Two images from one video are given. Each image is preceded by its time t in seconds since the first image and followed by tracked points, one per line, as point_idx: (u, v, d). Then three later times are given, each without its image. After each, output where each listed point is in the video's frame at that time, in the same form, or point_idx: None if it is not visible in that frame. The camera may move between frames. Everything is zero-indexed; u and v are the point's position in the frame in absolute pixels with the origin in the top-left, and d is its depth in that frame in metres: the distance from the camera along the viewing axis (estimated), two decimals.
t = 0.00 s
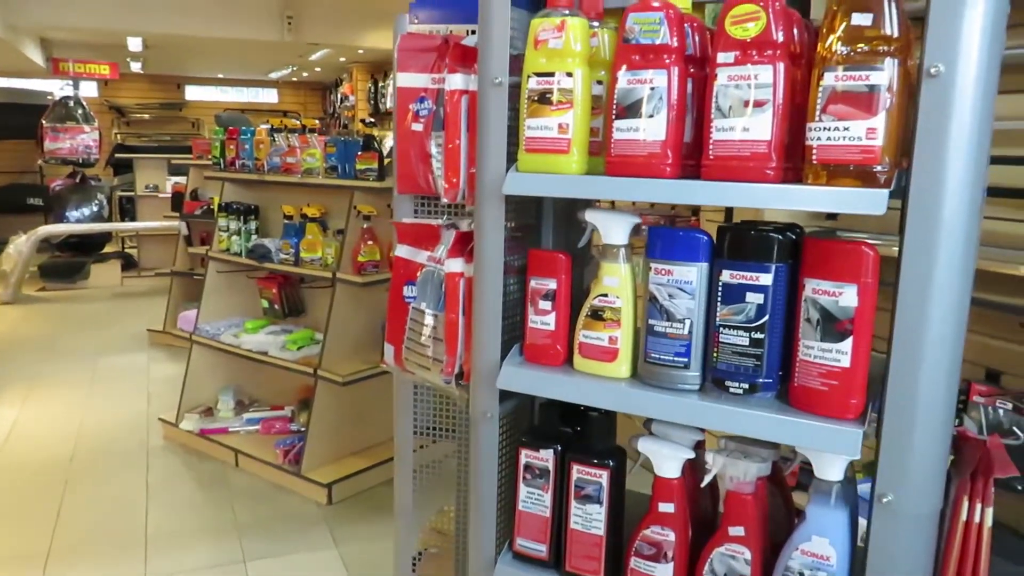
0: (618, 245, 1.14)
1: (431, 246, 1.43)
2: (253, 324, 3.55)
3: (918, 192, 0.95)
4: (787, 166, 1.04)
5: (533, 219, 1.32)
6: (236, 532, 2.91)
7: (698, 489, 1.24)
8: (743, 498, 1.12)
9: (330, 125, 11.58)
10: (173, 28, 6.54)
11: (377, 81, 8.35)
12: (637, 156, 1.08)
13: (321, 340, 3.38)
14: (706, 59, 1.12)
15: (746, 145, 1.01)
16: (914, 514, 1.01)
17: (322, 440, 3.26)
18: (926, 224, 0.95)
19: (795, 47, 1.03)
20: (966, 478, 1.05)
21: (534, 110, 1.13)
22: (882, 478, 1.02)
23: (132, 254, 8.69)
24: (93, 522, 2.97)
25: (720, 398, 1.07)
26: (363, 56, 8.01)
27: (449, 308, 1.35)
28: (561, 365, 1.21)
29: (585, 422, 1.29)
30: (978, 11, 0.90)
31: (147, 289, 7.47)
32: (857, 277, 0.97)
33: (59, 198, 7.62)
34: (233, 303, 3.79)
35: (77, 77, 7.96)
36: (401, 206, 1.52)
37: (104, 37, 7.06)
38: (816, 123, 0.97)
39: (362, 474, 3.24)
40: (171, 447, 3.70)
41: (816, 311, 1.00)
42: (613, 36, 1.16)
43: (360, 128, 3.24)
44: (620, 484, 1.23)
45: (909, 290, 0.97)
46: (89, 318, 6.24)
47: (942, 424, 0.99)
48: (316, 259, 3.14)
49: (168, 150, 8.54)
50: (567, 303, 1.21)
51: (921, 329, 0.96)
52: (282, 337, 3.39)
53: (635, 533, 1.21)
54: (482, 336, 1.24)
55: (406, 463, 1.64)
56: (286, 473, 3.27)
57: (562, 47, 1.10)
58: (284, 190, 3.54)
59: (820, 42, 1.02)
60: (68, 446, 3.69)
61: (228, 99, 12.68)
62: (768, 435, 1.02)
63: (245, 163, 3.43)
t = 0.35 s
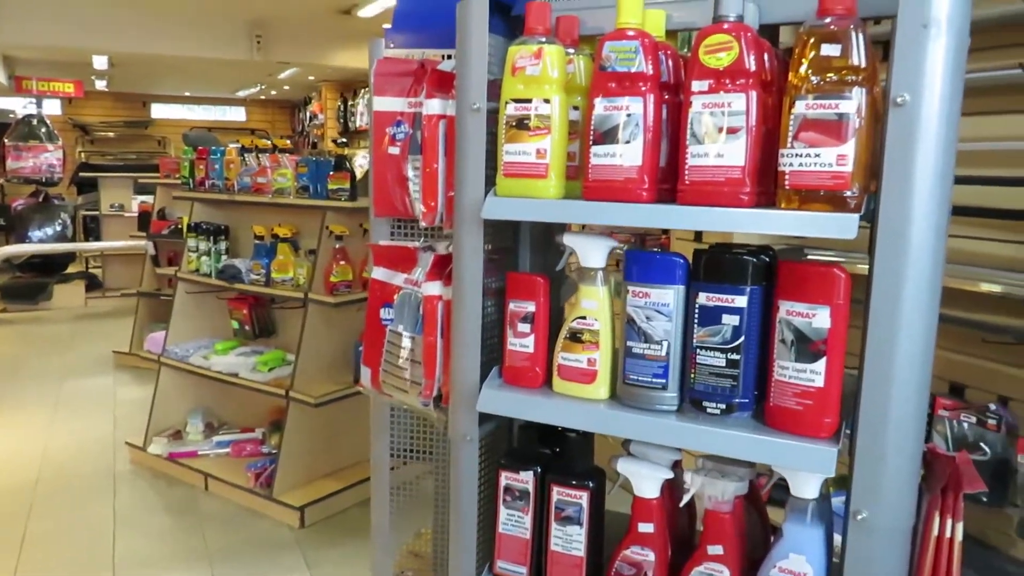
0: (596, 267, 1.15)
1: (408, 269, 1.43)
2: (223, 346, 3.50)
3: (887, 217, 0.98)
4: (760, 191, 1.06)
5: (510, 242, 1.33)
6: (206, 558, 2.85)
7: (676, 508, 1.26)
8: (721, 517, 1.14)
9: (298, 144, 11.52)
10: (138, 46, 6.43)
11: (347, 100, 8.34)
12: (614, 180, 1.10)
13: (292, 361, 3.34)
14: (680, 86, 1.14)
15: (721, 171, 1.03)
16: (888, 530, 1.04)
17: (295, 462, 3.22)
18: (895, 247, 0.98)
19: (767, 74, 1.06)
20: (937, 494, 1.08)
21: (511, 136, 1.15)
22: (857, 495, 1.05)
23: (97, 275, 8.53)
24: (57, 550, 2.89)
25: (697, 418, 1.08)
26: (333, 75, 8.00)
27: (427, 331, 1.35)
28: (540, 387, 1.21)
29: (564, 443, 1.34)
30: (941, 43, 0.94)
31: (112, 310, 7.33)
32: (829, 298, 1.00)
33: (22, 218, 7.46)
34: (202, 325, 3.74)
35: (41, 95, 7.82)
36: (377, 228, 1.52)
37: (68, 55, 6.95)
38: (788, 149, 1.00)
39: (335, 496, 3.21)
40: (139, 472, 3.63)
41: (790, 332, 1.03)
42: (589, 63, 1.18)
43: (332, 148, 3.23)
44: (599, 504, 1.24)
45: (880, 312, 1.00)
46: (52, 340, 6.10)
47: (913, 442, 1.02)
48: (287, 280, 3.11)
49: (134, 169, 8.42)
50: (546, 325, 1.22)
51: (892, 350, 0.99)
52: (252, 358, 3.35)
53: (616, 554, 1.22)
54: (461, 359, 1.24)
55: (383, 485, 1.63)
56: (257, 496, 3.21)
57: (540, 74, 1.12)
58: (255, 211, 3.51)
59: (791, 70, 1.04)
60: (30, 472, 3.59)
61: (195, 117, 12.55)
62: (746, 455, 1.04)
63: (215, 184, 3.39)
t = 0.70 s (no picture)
0: (560, 298, 1.17)
1: (372, 299, 1.44)
2: (183, 376, 3.43)
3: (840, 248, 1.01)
4: (719, 222, 1.09)
5: (475, 272, 1.33)
6: None
7: (642, 536, 1.26)
8: (686, 544, 1.15)
9: (259, 170, 11.43)
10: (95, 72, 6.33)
11: (309, 126, 8.31)
12: (577, 213, 1.11)
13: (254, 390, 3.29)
14: (640, 120, 1.17)
15: (681, 204, 1.05)
16: (848, 554, 1.05)
17: (256, 494, 3.16)
18: (849, 277, 1.01)
19: (724, 109, 1.09)
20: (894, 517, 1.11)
21: (475, 169, 1.16)
22: (817, 520, 1.06)
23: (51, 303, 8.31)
24: None
25: (661, 447, 1.10)
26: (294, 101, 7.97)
27: (392, 362, 1.34)
28: (506, 418, 1.21)
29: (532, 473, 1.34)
30: (888, 81, 0.97)
31: (67, 340, 7.14)
32: (787, 327, 1.02)
33: None
34: (162, 354, 3.67)
35: None
36: (341, 258, 1.52)
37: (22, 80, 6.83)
38: (745, 183, 1.03)
39: (298, 527, 3.15)
40: (94, 506, 3.52)
41: (750, 360, 1.05)
42: (550, 97, 1.21)
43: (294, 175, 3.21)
44: (565, 534, 1.24)
45: (836, 340, 1.02)
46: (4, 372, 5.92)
47: (870, 466, 1.04)
48: (249, 308, 3.08)
49: (91, 195, 8.27)
50: (511, 356, 1.23)
51: (848, 377, 1.02)
52: (213, 388, 3.30)
53: None
54: (427, 390, 1.24)
55: (348, 518, 1.61)
56: (218, 529, 3.14)
57: (503, 108, 1.13)
58: (216, 238, 3.47)
59: (747, 106, 1.08)
60: None
61: (154, 142, 12.39)
62: (709, 483, 1.05)
63: (175, 212, 3.35)
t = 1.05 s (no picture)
0: (516, 326, 1.17)
1: (328, 328, 1.43)
2: (134, 406, 3.34)
3: (789, 276, 1.03)
4: (671, 250, 1.11)
5: (431, 301, 1.33)
6: None
7: (601, 564, 1.26)
8: (644, 570, 1.16)
9: (215, 194, 11.27)
10: (45, 95, 6.19)
11: (265, 150, 8.25)
12: (531, 242, 1.12)
13: (208, 420, 3.22)
14: (593, 149, 1.19)
15: (634, 233, 1.07)
16: None
17: (211, 526, 3.08)
18: (797, 305, 1.03)
19: (674, 139, 1.11)
20: (846, 539, 1.13)
21: (431, 198, 1.16)
22: (772, 544, 1.08)
23: None
24: None
25: (618, 474, 1.10)
26: (250, 125, 7.91)
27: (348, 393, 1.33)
28: (463, 447, 1.21)
29: (488, 501, 1.34)
30: (830, 114, 1.00)
31: (11, 370, 6.91)
32: (739, 353, 1.04)
33: None
34: (112, 384, 3.57)
35: None
36: (296, 287, 1.51)
37: None
38: (696, 213, 1.05)
39: (254, 559, 3.07)
40: (40, 543, 3.39)
41: (704, 387, 1.06)
42: (504, 127, 1.22)
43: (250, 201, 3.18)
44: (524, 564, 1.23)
45: (786, 366, 1.04)
46: None
47: (821, 489, 1.06)
48: (203, 336, 3.02)
49: (39, 220, 8.06)
50: (468, 385, 1.23)
51: (798, 403, 1.04)
52: (166, 418, 3.21)
53: None
54: (384, 421, 1.23)
55: (304, 550, 1.58)
56: (170, 564, 3.05)
57: (457, 138, 1.14)
58: (168, 265, 3.40)
59: (696, 136, 1.10)
60: None
61: (107, 166, 12.15)
62: (666, 510, 1.06)
63: (126, 238, 3.28)
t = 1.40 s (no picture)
0: (490, 358, 1.17)
1: (301, 359, 1.41)
2: (103, 437, 3.28)
3: (759, 307, 1.04)
4: (643, 281, 1.12)
5: (405, 332, 1.32)
6: None
7: None
8: None
9: (186, 219, 11.18)
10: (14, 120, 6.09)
11: (239, 175, 8.21)
12: (505, 274, 1.12)
13: (179, 450, 3.17)
14: (566, 181, 1.20)
15: (607, 265, 1.08)
16: None
17: (181, 559, 3.04)
18: (768, 336, 1.04)
19: (645, 171, 1.12)
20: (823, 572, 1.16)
21: (404, 231, 1.16)
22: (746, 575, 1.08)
23: None
24: None
25: (592, 506, 1.10)
26: (224, 151, 7.87)
27: (321, 425, 1.30)
28: (437, 480, 1.20)
29: (464, 534, 1.32)
30: (797, 148, 1.02)
31: None
32: (711, 384, 1.05)
33: None
34: (81, 414, 3.50)
35: None
36: (269, 318, 1.50)
37: None
38: (668, 245, 1.06)
39: None
40: None
41: (677, 418, 1.07)
42: (477, 159, 1.22)
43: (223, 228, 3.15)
44: None
45: (758, 397, 1.05)
46: None
47: (794, 519, 1.06)
48: (174, 365, 2.98)
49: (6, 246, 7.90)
50: (442, 417, 1.22)
51: (769, 433, 1.05)
52: (135, 448, 3.15)
53: None
54: (357, 454, 1.22)
55: None
56: None
57: (431, 171, 1.14)
58: (139, 292, 3.35)
59: (667, 168, 1.11)
60: None
61: (76, 192, 12.00)
62: (642, 543, 1.05)
63: (96, 265, 3.23)
